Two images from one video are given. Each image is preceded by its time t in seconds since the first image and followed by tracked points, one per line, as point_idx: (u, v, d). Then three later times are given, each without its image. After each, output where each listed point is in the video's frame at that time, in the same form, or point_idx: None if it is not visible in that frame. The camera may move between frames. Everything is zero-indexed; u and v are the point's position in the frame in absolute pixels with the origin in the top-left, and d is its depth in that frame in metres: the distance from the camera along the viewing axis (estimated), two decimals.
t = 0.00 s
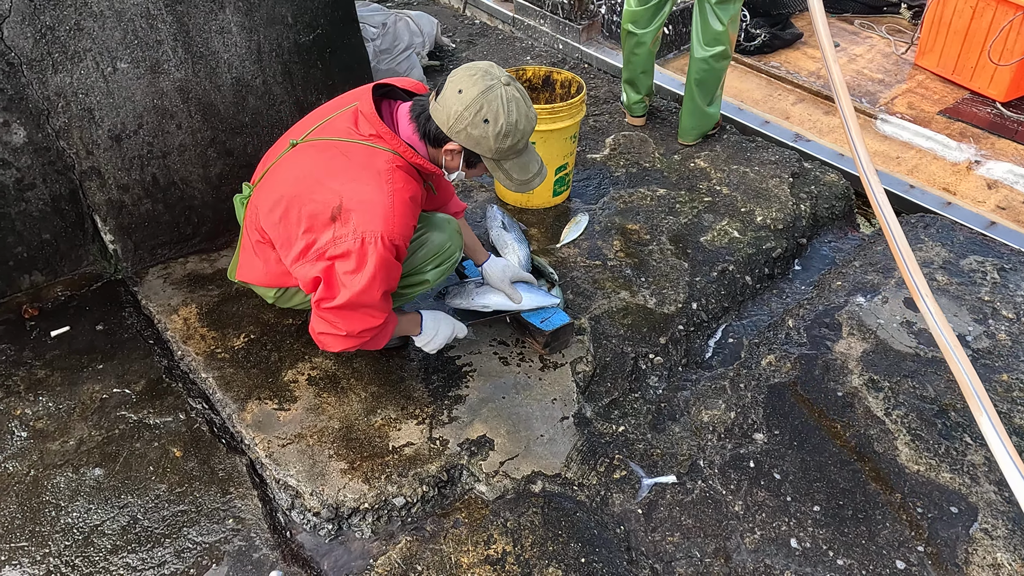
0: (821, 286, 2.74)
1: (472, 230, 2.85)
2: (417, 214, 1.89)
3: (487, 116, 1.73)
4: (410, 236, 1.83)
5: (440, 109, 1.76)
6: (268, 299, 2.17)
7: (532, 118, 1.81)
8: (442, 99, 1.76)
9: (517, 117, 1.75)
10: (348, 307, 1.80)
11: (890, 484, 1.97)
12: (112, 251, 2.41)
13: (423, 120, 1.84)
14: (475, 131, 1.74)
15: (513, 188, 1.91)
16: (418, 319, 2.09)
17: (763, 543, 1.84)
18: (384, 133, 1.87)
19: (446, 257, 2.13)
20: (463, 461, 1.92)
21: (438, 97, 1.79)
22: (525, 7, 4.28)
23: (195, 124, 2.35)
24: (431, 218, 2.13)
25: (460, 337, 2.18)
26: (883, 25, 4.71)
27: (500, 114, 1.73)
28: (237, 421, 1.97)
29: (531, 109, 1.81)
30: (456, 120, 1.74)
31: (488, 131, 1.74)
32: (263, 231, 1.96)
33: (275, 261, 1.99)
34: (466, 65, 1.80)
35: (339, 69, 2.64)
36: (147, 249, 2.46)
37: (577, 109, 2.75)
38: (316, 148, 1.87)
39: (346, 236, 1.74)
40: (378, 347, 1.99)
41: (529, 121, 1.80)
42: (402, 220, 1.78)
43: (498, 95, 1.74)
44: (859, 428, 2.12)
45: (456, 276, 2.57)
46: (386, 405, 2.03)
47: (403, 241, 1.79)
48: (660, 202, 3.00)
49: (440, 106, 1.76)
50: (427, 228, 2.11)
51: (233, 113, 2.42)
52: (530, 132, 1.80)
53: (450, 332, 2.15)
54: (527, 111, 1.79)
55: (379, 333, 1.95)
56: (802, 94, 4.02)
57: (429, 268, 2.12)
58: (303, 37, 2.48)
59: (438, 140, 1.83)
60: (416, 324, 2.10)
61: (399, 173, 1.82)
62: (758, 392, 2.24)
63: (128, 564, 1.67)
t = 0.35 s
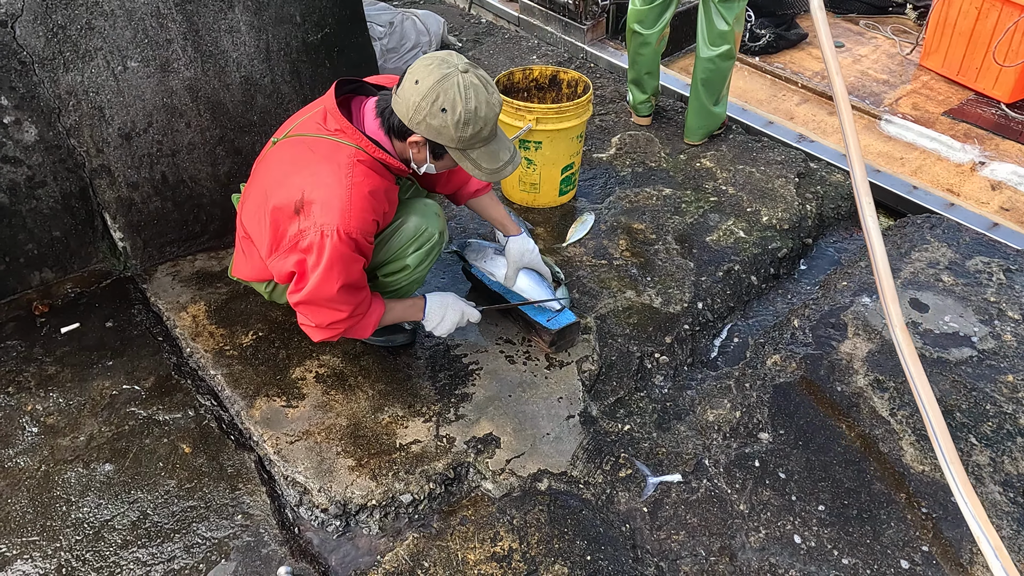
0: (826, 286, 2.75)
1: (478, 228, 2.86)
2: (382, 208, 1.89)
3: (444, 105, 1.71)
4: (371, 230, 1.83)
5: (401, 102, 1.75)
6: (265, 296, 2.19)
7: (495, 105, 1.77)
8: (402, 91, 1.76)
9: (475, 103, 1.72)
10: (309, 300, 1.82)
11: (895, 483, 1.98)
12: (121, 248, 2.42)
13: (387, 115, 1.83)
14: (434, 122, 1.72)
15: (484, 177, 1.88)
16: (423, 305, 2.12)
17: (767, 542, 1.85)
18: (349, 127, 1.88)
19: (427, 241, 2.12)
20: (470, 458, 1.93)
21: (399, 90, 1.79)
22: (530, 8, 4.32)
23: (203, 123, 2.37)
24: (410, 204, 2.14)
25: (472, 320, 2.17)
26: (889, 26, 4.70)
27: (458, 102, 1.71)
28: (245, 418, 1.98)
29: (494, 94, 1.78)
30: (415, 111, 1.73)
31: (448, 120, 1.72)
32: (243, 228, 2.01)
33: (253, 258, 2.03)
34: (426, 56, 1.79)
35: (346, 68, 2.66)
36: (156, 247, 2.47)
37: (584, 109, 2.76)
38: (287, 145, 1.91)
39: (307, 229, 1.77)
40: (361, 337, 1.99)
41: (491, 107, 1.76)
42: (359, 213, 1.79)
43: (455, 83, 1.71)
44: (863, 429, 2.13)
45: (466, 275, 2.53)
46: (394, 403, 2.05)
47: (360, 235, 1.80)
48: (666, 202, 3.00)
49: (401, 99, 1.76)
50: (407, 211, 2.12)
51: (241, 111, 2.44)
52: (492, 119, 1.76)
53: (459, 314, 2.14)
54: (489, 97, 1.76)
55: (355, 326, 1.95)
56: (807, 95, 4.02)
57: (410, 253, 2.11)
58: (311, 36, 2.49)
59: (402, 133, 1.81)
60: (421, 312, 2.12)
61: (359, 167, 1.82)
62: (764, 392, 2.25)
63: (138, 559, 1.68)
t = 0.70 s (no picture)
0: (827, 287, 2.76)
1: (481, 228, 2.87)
2: (377, 203, 1.90)
3: (443, 96, 1.72)
4: (367, 223, 1.84)
5: (399, 96, 1.77)
6: (267, 300, 2.21)
7: (492, 95, 1.79)
8: (398, 86, 1.77)
9: (473, 93, 1.74)
10: (311, 296, 1.82)
11: (897, 484, 1.98)
12: (127, 248, 2.44)
13: (384, 111, 1.84)
14: (434, 113, 1.74)
15: (484, 168, 1.90)
16: (430, 300, 2.13)
17: (769, 541, 1.86)
18: (342, 123, 1.90)
19: (422, 240, 2.12)
20: (473, 457, 1.94)
21: (395, 84, 1.80)
22: (532, 12, 4.34)
23: (209, 124, 2.39)
24: (405, 204, 2.15)
25: (480, 317, 2.20)
26: (891, 30, 4.72)
27: (456, 93, 1.72)
28: (250, 417, 2.00)
29: (490, 85, 1.80)
30: (414, 105, 1.74)
31: (447, 111, 1.73)
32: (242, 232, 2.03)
33: (253, 261, 2.04)
34: (421, 50, 1.80)
35: (351, 70, 2.68)
36: (161, 247, 2.49)
37: (586, 111, 2.77)
38: (281, 145, 1.93)
39: (304, 225, 1.78)
40: (374, 335, 2.00)
41: (488, 98, 1.78)
42: (355, 206, 1.80)
43: (451, 74, 1.73)
44: (865, 429, 2.14)
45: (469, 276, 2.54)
46: (397, 402, 2.06)
47: (357, 228, 1.81)
48: (668, 203, 3.02)
49: (398, 93, 1.77)
50: (402, 210, 2.13)
51: (247, 113, 2.46)
52: (489, 108, 1.78)
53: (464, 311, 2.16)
54: (485, 88, 1.78)
55: (367, 323, 1.96)
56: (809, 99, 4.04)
57: (406, 253, 2.12)
58: (316, 38, 2.51)
59: (400, 128, 1.82)
60: (429, 305, 2.14)
61: (353, 161, 1.84)
62: (766, 392, 2.26)
63: (143, 556, 1.70)
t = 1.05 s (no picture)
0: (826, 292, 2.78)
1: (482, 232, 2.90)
2: (383, 203, 1.92)
3: (450, 96, 1.75)
4: (374, 223, 1.86)
5: (405, 96, 1.79)
6: (270, 302, 2.23)
7: (495, 96, 1.84)
8: (405, 87, 1.79)
9: (479, 94, 1.78)
10: (321, 297, 1.83)
11: (894, 486, 1.99)
12: (131, 250, 2.47)
13: (390, 112, 1.86)
14: (440, 113, 1.76)
15: (487, 167, 1.93)
16: (438, 299, 2.14)
17: (766, 543, 1.87)
18: (347, 125, 1.93)
19: (424, 247, 2.14)
20: (472, 458, 1.96)
21: (401, 85, 1.82)
22: (535, 19, 4.39)
23: (213, 128, 2.42)
24: (409, 209, 2.16)
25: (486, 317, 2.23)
26: (892, 39, 4.75)
27: (463, 93, 1.76)
28: (252, 417, 2.02)
29: (493, 86, 1.84)
30: (421, 105, 1.76)
31: (454, 111, 1.76)
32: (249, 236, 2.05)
33: (260, 264, 2.06)
34: (425, 52, 1.83)
35: (353, 75, 2.71)
36: (165, 249, 2.52)
37: (587, 116, 2.79)
38: (287, 149, 1.96)
39: (311, 226, 1.80)
40: (389, 336, 2.01)
41: (492, 98, 1.82)
42: (361, 205, 1.82)
43: (458, 75, 1.76)
44: (863, 432, 2.15)
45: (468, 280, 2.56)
46: (397, 403, 2.08)
47: (365, 227, 1.83)
48: (669, 208, 3.03)
49: (404, 93, 1.79)
50: (405, 215, 2.15)
51: (251, 117, 2.49)
52: (494, 109, 1.82)
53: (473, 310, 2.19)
54: (490, 89, 1.82)
55: (382, 323, 1.97)
56: (809, 106, 4.06)
57: (408, 259, 2.15)
58: (319, 43, 2.54)
59: (406, 129, 1.84)
60: (436, 305, 2.15)
61: (358, 161, 1.86)
62: (764, 395, 2.27)
63: (145, 554, 1.71)
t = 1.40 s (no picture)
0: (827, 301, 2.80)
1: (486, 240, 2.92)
2: (396, 209, 1.95)
3: (464, 106, 1.80)
4: (388, 228, 1.89)
5: (420, 106, 1.83)
6: (278, 307, 2.26)
7: (507, 107, 1.88)
8: (419, 97, 1.83)
9: (492, 104, 1.82)
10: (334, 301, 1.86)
11: (893, 493, 2.01)
12: (139, 256, 2.50)
13: (404, 122, 1.90)
14: (454, 122, 1.81)
15: (497, 176, 1.97)
16: (447, 307, 2.17)
17: (766, 548, 1.88)
18: (361, 133, 1.96)
19: (436, 257, 2.18)
20: (474, 462, 1.98)
21: (415, 95, 1.86)
22: (540, 31, 4.50)
23: (221, 136, 2.46)
24: (421, 219, 2.20)
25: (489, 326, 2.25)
26: (895, 52, 4.79)
27: (477, 103, 1.80)
28: (257, 420, 2.04)
29: (505, 97, 1.89)
30: (435, 114, 1.81)
31: (468, 120, 1.81)
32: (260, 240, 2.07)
33: (270, 268, 2.08)
34: (440, 64, 1.88)
35: (359, 85, 2.75)
36: (172, 255, 2.55)
37: (590, 126, 2.83)
38: (301, 155, 1.99)
39: (325, 231, 1.82)
40: (399, 341, 2.03)
41: (504, 109, 1.87)
42: (376, 211, 1.85)
43: (472, 86, 1.81)
44: (863, 439, 2.16)
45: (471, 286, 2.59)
46: (400, 408, 2.10)
47: (379, 232, 1.86)
48: (670, 217, 3.06)
49: (418, 102, 1.83)
50: (416, 226, 2.18)
51: (258, 125, 2.53)
52: (506, 119, 1.86)
53: (479, 319, 2.22)
54: (502, 100, 1.87)
55: (393, 328, 2.00)
56: (812, 118, 4.09)
57: (419, 269, 2.19)
58: (326, 53, 2.58)
59: (420, 137, 1.88)
60: (445, 312, 2.18)
61: (373, 167, 1.90)
62: (764, 402, 2.29)
63: (151, 555, 1.73)
